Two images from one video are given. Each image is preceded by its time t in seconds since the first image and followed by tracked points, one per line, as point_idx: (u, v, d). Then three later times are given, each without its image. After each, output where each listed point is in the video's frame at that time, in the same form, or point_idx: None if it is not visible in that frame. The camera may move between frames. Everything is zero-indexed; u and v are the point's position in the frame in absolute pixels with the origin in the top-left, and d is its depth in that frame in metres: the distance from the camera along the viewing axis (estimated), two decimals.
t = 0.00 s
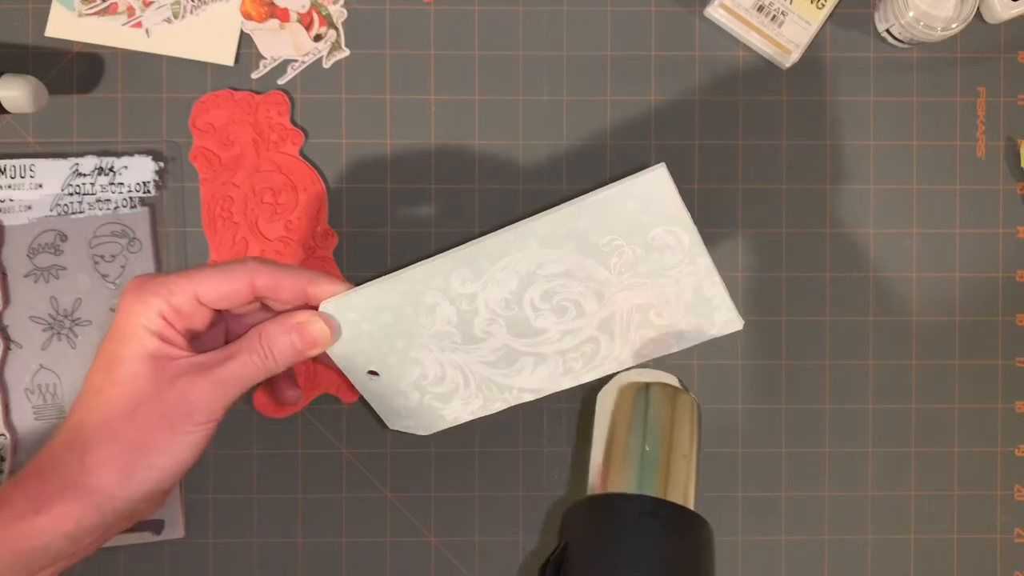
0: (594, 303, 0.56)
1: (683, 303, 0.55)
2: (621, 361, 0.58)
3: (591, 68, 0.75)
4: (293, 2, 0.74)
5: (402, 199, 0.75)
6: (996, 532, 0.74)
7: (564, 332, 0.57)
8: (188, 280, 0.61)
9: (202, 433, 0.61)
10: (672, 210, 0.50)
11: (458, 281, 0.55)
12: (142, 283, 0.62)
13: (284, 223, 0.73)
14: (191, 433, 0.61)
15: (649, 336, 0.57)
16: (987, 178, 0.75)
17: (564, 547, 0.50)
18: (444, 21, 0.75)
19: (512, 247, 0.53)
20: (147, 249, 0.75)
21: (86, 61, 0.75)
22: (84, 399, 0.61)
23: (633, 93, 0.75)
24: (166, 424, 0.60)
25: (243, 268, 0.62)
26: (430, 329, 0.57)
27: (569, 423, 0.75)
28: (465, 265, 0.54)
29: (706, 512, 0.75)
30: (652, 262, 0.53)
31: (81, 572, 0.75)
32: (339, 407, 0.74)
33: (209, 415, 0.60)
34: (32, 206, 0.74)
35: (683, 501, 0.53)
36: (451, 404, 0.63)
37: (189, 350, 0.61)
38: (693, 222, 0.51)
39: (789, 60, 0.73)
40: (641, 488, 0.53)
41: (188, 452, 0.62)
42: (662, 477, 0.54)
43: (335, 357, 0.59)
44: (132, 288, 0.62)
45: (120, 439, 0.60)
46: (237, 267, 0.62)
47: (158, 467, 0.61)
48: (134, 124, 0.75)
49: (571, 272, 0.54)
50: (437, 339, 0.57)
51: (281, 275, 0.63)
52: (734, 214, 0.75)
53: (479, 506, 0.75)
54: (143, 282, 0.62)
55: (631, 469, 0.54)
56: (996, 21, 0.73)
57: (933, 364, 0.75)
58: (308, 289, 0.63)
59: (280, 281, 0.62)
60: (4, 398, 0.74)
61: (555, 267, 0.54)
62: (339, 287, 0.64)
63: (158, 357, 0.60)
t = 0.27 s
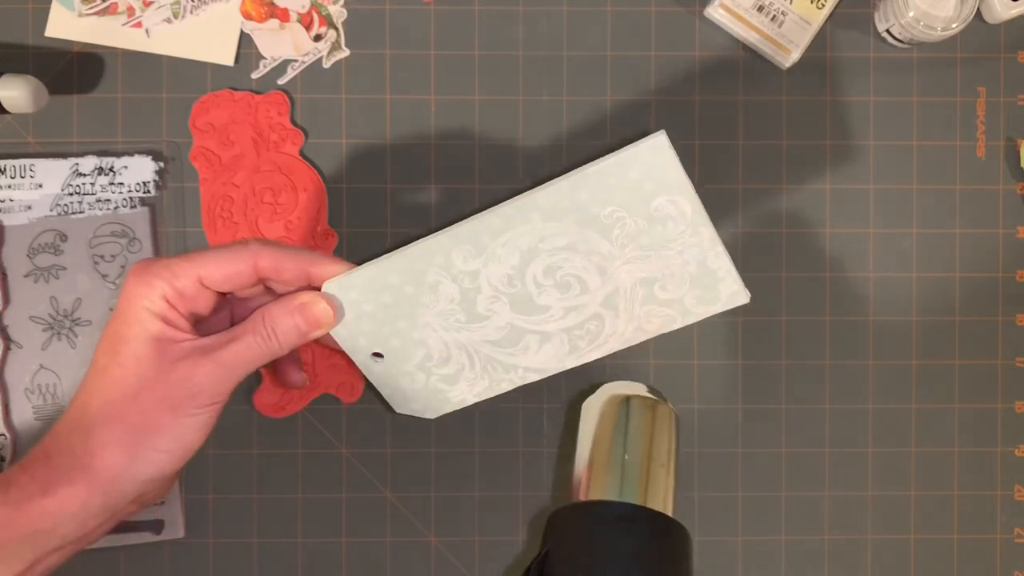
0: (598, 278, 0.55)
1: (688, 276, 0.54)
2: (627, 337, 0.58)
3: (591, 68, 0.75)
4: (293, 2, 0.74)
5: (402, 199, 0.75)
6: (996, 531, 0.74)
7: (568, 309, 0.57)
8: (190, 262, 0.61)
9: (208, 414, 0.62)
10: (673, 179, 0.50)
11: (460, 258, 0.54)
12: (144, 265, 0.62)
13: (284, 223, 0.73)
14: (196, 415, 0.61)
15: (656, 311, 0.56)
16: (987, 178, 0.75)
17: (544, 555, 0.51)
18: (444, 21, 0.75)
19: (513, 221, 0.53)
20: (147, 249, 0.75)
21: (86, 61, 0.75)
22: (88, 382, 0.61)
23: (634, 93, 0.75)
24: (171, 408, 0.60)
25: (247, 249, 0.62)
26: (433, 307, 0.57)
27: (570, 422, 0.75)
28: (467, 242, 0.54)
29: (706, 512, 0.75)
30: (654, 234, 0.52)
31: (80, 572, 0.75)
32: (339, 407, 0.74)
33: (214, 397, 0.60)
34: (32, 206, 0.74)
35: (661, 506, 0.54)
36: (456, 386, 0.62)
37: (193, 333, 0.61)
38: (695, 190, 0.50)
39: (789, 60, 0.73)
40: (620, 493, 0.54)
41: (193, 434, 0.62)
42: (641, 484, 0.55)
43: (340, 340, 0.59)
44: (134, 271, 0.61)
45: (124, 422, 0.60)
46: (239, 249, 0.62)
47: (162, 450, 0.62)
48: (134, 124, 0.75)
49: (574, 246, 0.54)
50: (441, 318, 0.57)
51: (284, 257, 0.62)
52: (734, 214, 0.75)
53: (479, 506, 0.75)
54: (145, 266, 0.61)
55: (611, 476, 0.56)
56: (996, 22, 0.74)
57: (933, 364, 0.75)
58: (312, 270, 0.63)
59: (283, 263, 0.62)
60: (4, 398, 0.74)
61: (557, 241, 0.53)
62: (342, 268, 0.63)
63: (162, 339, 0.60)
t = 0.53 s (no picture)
0: (604, 264, 0.55)
1: (696, 259, 0.54)
2: (635, 322, 0.57)
3: (591, 68, 0.75)
4: (293, 2, 0.74)
5: (402, 199, 0.75)
6: (996, 532, 0.74)
7: (575, 295, 0.56)
8: (195, 254, 0.61)
9: (214, 405, 0.62)
10: (678, 160, 0.50)
11: (465, 245, 0.55)
12: (149, 257, 0.62)
13: (284, 222, 0.73)
14: (201, 406, 0.61)
15: (665, 296, 0.56)
16: (987, 178, 0.75)
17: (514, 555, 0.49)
18: (444, 21, 0.75)
19: (518, 208, 0.53)
20: (147, 249, 0.75)
21: (86, 61, 0.75)
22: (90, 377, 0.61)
23: (634, 93, 0.75)
24: (176, 399, 0.60)
25: (251, 240, 0.62)
26: (439, 296, 0.57)
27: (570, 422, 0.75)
28: (472, 229, 0.54)
29: (706, 512, 0.75)
30: (660, 217, 0.52)
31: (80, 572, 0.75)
32: (339, 407, 0.74)
33: (220, 388, 0.61)
34: (32, 206, 0.74)
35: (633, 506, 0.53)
36: (463, 375, 0.62)
37: (198, 325, 0.61)
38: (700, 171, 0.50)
39: (789, 60, 0.73)
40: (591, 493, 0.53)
41: (198, 425, 0.63)
42: (612, 484, 0.54)
43: (347, 331, 0.58)
44: (139, 263, 0.61)
45: (129, 415, 0.60)
46: (244, 240, 0.62)
47: (167, 442, 0.62)
48: (135, 124, 0.75)
49: (580, 232, 0.53)
50: (447, 307, 0.57)
51: (289, 248, 0.62)
52: (734, 215, 0.75)
53: (479, 506, 0.75)
54: (150, 258, 0.61)
55: (582, 476, 0.54)
56: (996, 22, 0.74)
57: (933, 364, 0.75)
58: (317, 260, 0.62)
59: (288, 254, 0.62)
60: (4, 398, 0.74)
61: (563, 226, 0.53)
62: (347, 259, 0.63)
63: (167, 331, 0.60)
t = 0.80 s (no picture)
0: (597, 271, 0.55)
1: (687, 267, 0.54)
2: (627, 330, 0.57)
3: (591, 68, 0.75)
4: (293, 2, 0.74)
5: (402, 199, 0.75)
6: (996, 532, 0.75)
7: (568, 302, 0.56)
8: (190, 261, 0.61)
9: (206, 414, 0.62)
10: (671, 170, 0.50)
11: (460, 253, 0.54)
12: (144, 264, 0.62)
13: (284, 223, 0.73)
14: (194, 414, 0.61)
15: (657, 303, 0.56)
16: (987, 178, 0.75)
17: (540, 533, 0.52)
18: (444, 21, 0.75)
19: (512, 216, 0.53)
20: (147, 249, 0.75)
21: (86, 61, 0.75)
22: (88, 381, 0.61)
23: (634, 93, 0.75)
24: (169, 406, 0.60)
25: (246, 247, 0.62)
26: (434, 303, 0.57)
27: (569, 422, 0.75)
28: (466, 236, 0.54)
29: (706, 512, 0.75)
30: (653, 225, 0.53)
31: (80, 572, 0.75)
32: (339, 407, 0.74)
33: (212, 396, 0.60)
34: (32, 206, 0.74)
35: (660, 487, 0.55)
36: (457, 383, 0.62)
37: (192, 332, 0.61)
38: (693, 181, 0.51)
39: (789, 60, 0.73)
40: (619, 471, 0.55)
41: (191, 432, 0.62)
42: (639, 462, 0.56)
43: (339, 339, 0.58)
44: (134, 270, 0.62)
45: (123, 420, 0.60)
46: (239, 247, 0.62)
47: (161, 448, 0.62)
48: (135, 124, 0.75)
49: (573, 240, 0.54)
50: (441, 314, 0.57)
51: (283, 255, 0.62)
52: (734, 214, 0.75)
53: (479, 505, 0.75)
54: (144, 264, 0.62)
55: (610, 455, 0.56)
56: (996, 22, 0.74)
57: (933, 363, 0.75)
58: (311, 268, 0.63)
59: (282, 261, 0.62)
60: (4, 398, 0.74)
61: (557, 234, 0.53)
62: (341, 266, 0.63)
63: (161, 338, 0.60)
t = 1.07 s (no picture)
0: (597, 279, 0.55)
1: (685, 275, 0.55)
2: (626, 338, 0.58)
3: (591, 68, 0.75)
4: (293, 2, 0.74)
5: (402, 199, 0.75)
6: (996, 532, 0.74)
7: (569, 312, 0.56)
8: (191, 268, 0.61)
9: (206, 419, 0.63)
10: (673, 181, 0.50)
11: (461, 261, 0.54)
12: (144, 270, 0.62)
13: (284, 223, 0.73)
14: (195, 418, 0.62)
15: (654, 310, 0.57)
16: (987, 178, 0.75)
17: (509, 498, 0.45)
18: (444, 21, 0.75)
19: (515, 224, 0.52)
20: (147, 249, 0.75)
21: (86, 61, 0.75)
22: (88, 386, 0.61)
23: (634, 93, 0.75)
24: (171, 412, 0.61)
25: (247, 254, 0.62)
26: (435, 311, 0.56)
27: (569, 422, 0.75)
28: (468, 245, 0.53)
29: (706, 512, 0.75)
30: (653, 234, 0.53)
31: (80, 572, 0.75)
32: (338, 407, 0.74)
33: (214, 401, 0.61)
34: (32, 206, 0.74)
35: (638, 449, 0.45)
36: (456, 389, 0.63)
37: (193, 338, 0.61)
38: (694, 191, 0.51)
39: (789, 60, 0.73)
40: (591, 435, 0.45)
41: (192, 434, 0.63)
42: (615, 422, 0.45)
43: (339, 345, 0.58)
44: (135, 276, 0.61)
45: (124, 426, 0.60)
46: (240, 254, 0.62)
47: (161, 450, 0.62)
48: (135, 124, 0.75)
49: (575, 248, 0.53)
50: (442, 322, 0.57)
51: (284, 261, 0.62)
52: (734, 214, 0.75)
53: (479, 505, 0.75)
54: (145, 271, 0.61)
55: (584, 416, 0.46)
56: (996, 22, 0.74)
57: (933, 363, 0.75)
58: (312, 275, 0.63)
59: (283, 268, 0.62)
60: (4, 398, 0.74)
61: (559, 243, 0.53)
62: (342, 273, 0.64)
63: (161, 344, 0.60)
